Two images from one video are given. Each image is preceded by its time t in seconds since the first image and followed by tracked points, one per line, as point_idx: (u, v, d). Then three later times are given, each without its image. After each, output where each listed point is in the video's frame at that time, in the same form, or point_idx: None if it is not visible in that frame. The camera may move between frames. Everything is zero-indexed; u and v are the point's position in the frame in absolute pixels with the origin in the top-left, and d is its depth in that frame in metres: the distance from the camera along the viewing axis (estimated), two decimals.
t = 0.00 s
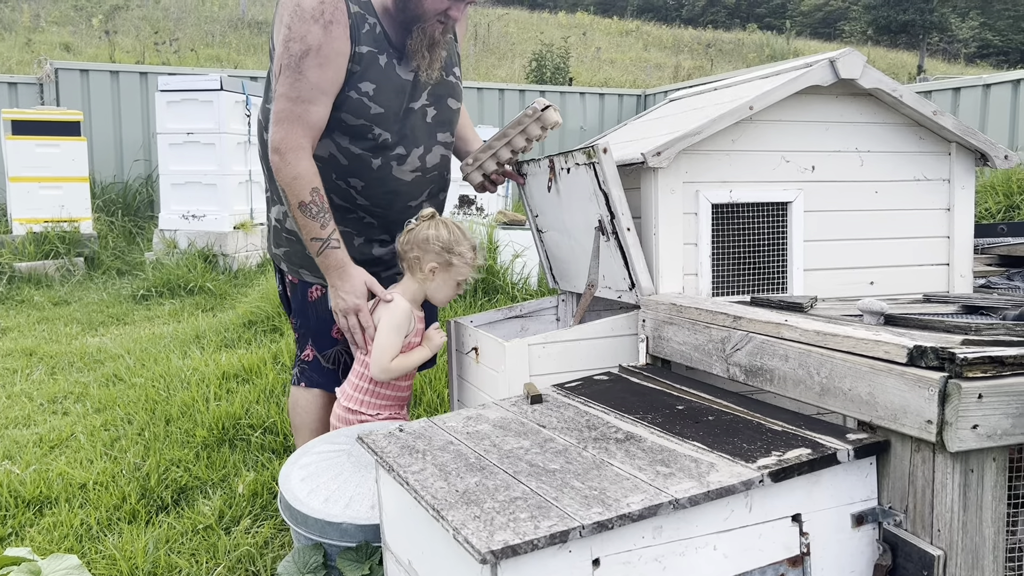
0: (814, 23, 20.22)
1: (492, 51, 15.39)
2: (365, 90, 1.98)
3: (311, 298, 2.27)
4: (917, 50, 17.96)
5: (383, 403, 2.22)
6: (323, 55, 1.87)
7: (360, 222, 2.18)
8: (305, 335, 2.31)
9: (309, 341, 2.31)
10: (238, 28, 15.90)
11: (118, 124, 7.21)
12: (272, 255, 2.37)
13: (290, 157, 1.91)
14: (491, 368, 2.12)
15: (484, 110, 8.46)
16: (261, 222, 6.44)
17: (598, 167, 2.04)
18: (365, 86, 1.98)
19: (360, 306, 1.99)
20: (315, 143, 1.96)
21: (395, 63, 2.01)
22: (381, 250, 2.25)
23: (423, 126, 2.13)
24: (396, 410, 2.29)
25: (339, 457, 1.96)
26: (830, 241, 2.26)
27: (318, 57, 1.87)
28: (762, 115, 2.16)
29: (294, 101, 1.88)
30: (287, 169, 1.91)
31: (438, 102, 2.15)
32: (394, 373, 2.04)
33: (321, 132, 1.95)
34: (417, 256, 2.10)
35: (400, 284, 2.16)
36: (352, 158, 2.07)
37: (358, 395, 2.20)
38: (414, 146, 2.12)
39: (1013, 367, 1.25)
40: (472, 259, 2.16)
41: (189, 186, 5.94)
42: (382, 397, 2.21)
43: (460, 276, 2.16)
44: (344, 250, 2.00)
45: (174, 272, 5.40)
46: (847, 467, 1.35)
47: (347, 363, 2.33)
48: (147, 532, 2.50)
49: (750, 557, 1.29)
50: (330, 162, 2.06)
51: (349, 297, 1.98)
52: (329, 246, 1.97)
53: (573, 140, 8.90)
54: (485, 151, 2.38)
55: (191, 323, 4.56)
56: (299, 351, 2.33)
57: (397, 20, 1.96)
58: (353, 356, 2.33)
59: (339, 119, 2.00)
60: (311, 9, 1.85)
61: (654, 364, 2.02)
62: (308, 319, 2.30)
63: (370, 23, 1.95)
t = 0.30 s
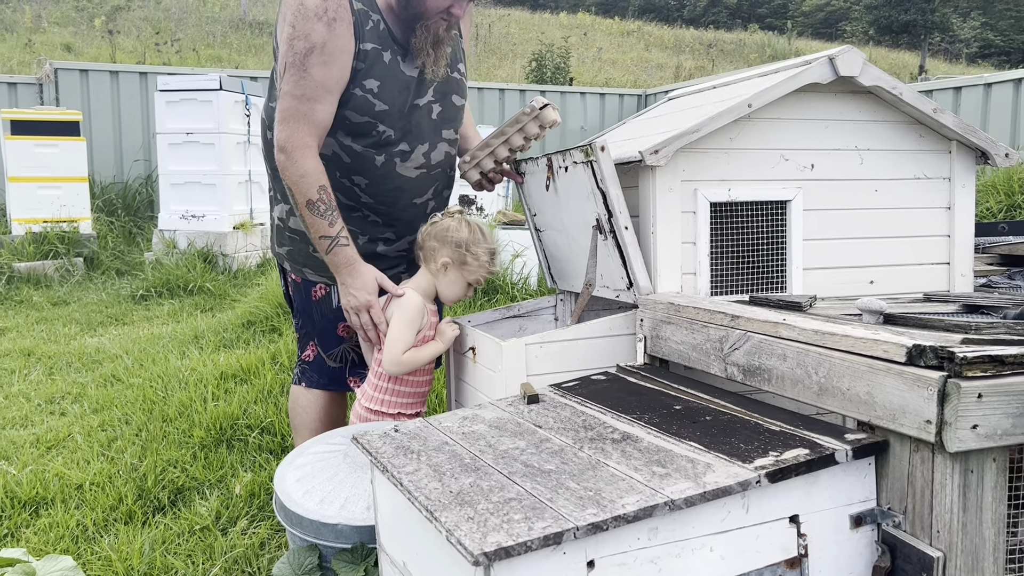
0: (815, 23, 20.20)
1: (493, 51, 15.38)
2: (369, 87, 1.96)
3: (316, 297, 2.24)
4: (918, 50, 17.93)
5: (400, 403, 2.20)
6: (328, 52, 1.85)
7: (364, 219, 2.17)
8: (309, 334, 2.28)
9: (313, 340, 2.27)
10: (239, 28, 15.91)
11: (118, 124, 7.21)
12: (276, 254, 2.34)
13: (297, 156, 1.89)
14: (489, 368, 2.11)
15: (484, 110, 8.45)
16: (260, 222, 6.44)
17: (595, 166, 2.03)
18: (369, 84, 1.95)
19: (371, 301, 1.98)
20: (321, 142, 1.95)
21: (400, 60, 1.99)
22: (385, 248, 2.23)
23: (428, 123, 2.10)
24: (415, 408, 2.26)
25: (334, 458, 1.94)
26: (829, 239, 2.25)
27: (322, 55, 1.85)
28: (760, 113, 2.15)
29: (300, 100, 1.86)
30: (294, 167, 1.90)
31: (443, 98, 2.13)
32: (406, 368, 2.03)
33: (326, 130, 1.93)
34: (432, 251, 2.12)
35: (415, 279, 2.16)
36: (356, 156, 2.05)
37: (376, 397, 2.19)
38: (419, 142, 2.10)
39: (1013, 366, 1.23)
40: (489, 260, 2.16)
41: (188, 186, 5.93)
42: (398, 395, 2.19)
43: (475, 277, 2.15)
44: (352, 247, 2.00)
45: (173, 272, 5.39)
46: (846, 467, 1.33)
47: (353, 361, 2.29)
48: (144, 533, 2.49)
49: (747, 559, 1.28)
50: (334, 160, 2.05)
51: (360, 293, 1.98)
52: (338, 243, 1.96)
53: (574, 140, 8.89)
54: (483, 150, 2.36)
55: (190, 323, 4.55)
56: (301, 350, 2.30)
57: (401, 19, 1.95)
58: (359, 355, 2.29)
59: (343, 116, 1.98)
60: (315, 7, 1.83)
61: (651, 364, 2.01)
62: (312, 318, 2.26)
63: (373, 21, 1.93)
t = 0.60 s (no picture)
0: (818, 20, 20.12)
1: (495, 49, 15.32)
2: (360, 84, 1.91)
3: (305, 298, 2.16)
4: (921, 47, 17.84)
5: (398, 405, 2.15)
6: (317, 48, 1.81)
7: (356, 219, 2.11)
8: (298, 335, 2.20)
9: (302, 341, 2.20)
10: (240, 26, 15.88)
11: (115, 123, 7.18)
12: (265, 254, 2.27)
13: (286, 154, 1.84)
14: (481, 371, 2.06)
15: (484, 108, 8.40)
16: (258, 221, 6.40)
17: (589, 164, 1.98)
18: (360, 81, 1.91)
19: (363, 301, 1.94)
20: (310, 140, 1.90)
21: (391, 56, 1.94)
22: (376, 246, 2.17)
23: (422, 120, 2.06)
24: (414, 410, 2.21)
25: (322, 463, 1.90)
26: (830, 239, 2.20)
27: (311, 50, 1.80)
28: (758, 110, 2.10)
29: (288, 97, 1.82)
30: (283, 166, 1.85)
31: (437, 95, 2.08)
32: (399, 370, 1.97)
33: (315, 128, 1.89)
34: (431, 251, 2.08)
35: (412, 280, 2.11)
36: (346, 153, 1.99)
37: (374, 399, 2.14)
38: (412, 139, 2.05)
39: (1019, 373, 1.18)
40: (486, 259, 2.09)
41: (185, 185, 5.89)
42: (395, 399, 2.14)
43: (472, 277, 2.09)
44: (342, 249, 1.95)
45: (170, 271, 5.36)
46: (845, 477, 1.28)
47: (345, 362, 2.22)
48: (132, 538, 2.44)
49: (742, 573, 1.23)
50: (324, 158, 2.00)
51: (350, 295, 1.95)
52: (327, 245, 1.91)
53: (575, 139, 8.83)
54: (478, 145, 2.32)
55: (185, 323, 4.50)
56: (290, 352, 2.22)
57: (391, 12, 1.90)
58: (351, 356, 2.22)
59: (333, 114, 1.93)
60: (303, 2, 1.79)
61: (648, 367, 1.96)
62: (302, 318, 2.18)
63: (363, 15, 1.89)
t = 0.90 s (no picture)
0: (824, 16, 19.98)
1: (498, 45, 15.23)
2: (341, 81, 1.85)
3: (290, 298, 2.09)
4: (928, 43, 17.70)
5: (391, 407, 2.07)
6: (294, 43, 1.75)
7: (341, 218, 2.04)
8: (284, 336, 2.13)
9: (288, 343, 2.13)
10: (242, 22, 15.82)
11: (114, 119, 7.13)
12: (251, 254, 2.19)
13: (261, 152, 1.77)
14: (472, 375, 2.00)
15: (486, 104, 8.32)
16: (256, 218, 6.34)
17: (584, 161, 1.91)
18: (341, 77, 1.85)
19: (338, 304, 1.86)
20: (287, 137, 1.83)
21: (373, 52, 1.88)
22: (363, 247, 2.10)
23: (407, 118, 1.99)
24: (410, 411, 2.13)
25: (307, 471, 1.84)
26: (834, 239, 2.13)
27: (289, 46, 1.74)
28: (760, 104, 2.03)
29: (265, 93, 1.75)
30: (257, 163, 1.77)
31: (423, 92, 2.02)
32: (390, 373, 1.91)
33: (292, 125, 1.82)
34: (422, 250, 2.02)
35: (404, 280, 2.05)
36: (329, 152, 1.93)
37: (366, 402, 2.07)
38: (398, 137, 1.99)
39: None
40: (480, 257, 2.02)
41: (182, 181, 5.84)
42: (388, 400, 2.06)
43: (466, 276, 2.02)
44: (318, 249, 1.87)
45: (166, 269, 5.30)
46: (848, 492, 1.22)
47: (332, 364, 2.15)
48: (117, 543, 2.37)
49: None
50: (308, 156, 1.93)
51: (326, 298, 1.86)
52: (303, 245, 1.83)
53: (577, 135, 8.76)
54: (471, 142, 2.25)
55: (180, 321, 4.45)
56: (277, 353, 2.16)
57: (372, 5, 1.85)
58: (339, 358, 2.15)
59: (314, 112, 1.87)
60: None
61: (644, 372, 1.90)
62: (287, 320, 2.11)
63: (345, 10, 1.83)
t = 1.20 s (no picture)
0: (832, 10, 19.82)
1: (503, 39, 15.14)
2: (327, 66, 1.80)
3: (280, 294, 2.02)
4: (937, 37, 17.54)
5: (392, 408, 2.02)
6: (272, 25, 1.71)
7: (331, 211, 1.97)
8: (273, 333, 2.06)
9: (278, 340, 2.06)
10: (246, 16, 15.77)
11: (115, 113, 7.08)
12: (239, 249, 2.14)
13: (232, 134, 1.73)
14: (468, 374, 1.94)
15: (489, 98, 8.25)
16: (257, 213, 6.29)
17: (583, 153, 1.85)
18: (325, 62, 1.79)
19: (312, 289, 1.85)
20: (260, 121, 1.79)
21: (359, 37, 1.82)
22: (355, 239, 2.01)
23: (400, 105, 1.94)
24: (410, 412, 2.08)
25: (296, 473, 1.78)
26: (842, 234, 2.06)
27: (266, 27, 1.71)
28: (766, 95, 1.96)
29: (239, 74, 1.72)
30: (228, 146, 1.74)
31: (415, 79, 1.96)
32: (388, 375, 1.86)
33: (266, 108, 1.78)
34: (420, 248, 1.96)
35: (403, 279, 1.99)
36: (318, 140, 1.87)
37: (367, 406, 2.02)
38: (390, 125, 1.93)
39: None
40: (481, 253, 1.96)
41: (182, 175, 5.78)
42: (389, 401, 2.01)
43: (467, 273, 1.96)
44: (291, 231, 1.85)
45: (165, 265, 5.26)
46: (857, 501, 1.16)
47: (324, 362, 2.08)
48: (106, 544, 2.29)
49: None
50: (297, 145, 1.87)
51: (299, 280, 1.84)
52: (276, 227, 1.81)
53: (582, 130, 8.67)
54: (469, 134, 2.17)
55: (178, 317, 4.40)
56: (267, 351, 2.09)
57: None
58: (331, 356, 2.08)
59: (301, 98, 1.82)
60: None
61: (644, 372, 1.83)
62: (277, 317, 2.04)
63: None
